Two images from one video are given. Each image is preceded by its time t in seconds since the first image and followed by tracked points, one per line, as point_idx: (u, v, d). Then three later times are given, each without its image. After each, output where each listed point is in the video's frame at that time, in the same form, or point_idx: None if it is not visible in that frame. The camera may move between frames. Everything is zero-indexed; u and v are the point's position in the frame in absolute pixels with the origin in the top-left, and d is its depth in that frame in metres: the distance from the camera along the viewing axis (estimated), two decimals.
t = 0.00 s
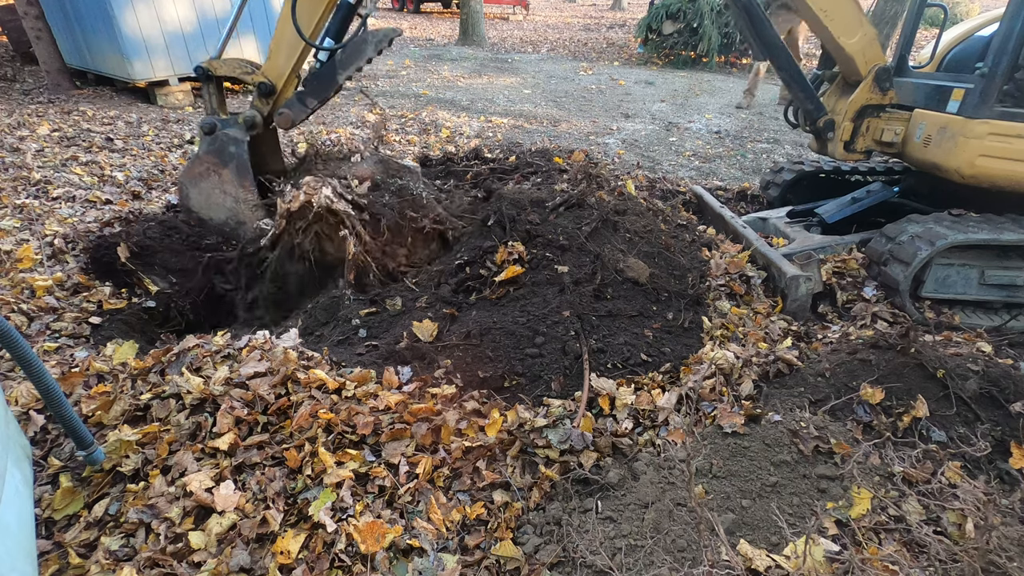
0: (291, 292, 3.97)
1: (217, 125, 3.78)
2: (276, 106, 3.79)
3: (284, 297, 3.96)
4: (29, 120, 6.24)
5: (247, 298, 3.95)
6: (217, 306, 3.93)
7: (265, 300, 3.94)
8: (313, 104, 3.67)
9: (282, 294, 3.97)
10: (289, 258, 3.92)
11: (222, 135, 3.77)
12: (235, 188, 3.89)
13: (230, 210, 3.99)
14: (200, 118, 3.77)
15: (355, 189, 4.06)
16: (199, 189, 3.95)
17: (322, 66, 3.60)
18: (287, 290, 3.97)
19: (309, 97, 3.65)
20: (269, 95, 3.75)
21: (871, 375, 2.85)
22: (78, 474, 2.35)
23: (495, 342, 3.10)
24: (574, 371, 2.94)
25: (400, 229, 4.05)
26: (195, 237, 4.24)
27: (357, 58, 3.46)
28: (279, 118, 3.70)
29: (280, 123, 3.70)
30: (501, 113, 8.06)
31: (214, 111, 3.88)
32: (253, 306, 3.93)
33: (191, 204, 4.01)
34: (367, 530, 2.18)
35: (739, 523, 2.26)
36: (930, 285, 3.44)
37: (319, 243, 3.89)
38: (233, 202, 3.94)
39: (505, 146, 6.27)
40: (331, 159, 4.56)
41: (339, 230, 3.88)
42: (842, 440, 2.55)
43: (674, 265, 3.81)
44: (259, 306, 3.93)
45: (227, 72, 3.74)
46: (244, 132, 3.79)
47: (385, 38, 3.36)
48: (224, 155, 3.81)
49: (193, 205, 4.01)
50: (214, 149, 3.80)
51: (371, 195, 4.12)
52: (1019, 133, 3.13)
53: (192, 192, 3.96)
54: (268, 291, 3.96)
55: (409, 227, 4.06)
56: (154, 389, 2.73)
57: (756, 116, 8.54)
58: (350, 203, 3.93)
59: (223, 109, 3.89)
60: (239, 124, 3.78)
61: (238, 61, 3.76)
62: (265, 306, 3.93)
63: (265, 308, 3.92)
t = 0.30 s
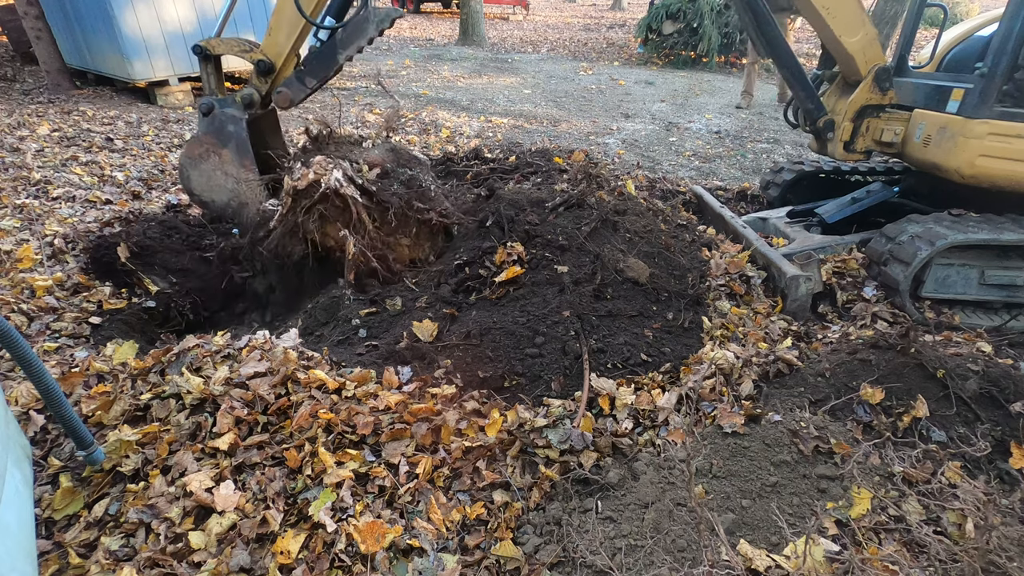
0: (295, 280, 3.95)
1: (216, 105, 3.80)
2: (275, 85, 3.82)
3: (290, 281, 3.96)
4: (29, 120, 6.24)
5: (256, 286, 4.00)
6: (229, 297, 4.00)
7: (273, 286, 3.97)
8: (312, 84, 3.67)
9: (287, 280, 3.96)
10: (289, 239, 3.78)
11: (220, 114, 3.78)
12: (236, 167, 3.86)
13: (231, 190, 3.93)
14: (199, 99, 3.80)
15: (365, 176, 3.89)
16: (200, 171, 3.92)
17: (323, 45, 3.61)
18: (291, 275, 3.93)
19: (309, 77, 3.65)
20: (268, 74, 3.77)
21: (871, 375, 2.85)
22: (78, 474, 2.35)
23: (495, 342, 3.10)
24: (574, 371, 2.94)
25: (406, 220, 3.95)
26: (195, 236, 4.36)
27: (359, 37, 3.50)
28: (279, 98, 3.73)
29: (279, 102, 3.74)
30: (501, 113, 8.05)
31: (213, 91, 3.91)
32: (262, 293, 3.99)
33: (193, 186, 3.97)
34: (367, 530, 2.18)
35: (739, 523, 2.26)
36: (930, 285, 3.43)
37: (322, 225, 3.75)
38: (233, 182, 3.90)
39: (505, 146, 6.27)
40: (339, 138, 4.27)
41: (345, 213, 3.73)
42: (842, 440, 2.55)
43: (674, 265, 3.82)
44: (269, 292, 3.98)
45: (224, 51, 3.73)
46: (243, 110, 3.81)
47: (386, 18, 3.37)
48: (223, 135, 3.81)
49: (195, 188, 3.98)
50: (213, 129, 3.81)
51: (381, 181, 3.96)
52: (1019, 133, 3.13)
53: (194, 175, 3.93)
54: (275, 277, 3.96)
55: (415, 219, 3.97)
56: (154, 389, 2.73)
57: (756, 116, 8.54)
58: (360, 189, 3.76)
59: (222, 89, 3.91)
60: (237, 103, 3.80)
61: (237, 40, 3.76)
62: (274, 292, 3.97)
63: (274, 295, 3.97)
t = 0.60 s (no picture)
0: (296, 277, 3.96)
1: (216, 101, 3.76)
2: (275, 81, 3.81)
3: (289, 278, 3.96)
4: (29, 120, 6.24)
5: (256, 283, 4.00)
6: (228, 296, 3.99)
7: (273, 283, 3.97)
8: (313, 80, 3.67)
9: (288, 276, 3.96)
10: (290, 236, 3.80)
11: (220, 109, 3.75)
12: (237, 163, 3.82)
13: (231, 187, 3.87)
14: (199, 95, 3.76)
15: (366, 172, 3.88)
16: (199, 166, 3.83)
17: (323, 41, 3.60)
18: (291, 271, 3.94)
19: (309, 73, 3.65)
20: (268, 69, 3.77)
21: (871, 375, 2.85)
22: (78, 474, 2.35)
23: (495, 342, 3.10)
24: (574, 371, 2.94)
25: (406, 219, 3.95)
26: (195, 236, 4.36)
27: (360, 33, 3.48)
28: (279, 94, 3.69)
29: (278, 98, 3.70)
30: (501, 112, 8.05)
31: (213, 87, 3.90)
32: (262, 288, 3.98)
33: (191, 182, 3.86)
34: (367, 530, 2.18)
35: (739, 523, 2.26)
36: (929, 285, 3.43)
37: (323, 223, 3.75)
38: (234, 178, 3.85)
39: (505, 146, 6.27)
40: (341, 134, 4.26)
41: (346, 210, 3.74)
42: (842, 440, 2.55)
43: (674, 266, 3.82)
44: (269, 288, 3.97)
45: (225, 46, 3.75)
46: (243, 106, 3.80)
47: (387, 14, 3.36)
48: (223, 131, 3.78)
49: (194, 184, 3.87)
50: (213, 125, 3.76)
51: (381, 179, 3.96)
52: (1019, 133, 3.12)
53: (193, 171, 3.84)
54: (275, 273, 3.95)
55: (416, 216, 3.97)
56: (154, 389, 2.73)
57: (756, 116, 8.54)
58: (361, 187, 3.77)
59: (222, 85, 3.91)
60: (237, 98, 3.78)
61: (238, 36, 3.77)
62: (274, 289, 3.96)
63: (275, 291, 3.97)
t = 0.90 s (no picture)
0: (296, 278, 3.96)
1: (216, 100, 3.77)
2: (275, 81, 3.81)
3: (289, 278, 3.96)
4: (29, 120, 6.24)
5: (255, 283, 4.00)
6: (228, 296, 3.99)
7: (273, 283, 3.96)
8: (313, 80, 3.67)
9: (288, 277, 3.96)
10: (290, 236, 3.81)
11: (220, 109, 3.76)
12: (237, 163, 3.82)
13: (231, 187, 3.87)
14: (199, 95, 3.76)
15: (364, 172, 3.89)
16: (199, 166, 3.82)
17: (323, 40, 3.61)
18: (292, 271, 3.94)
19: (310, 73, 3.65)
20: (268, 69, 3.77)
21: (871, 375, 2.85)
22: (78, 474, 2.35)
23: (495, 342, 3.10)
24: (574, 371, 2.94)
25: (406, 219, 3.96)
26: (195, 236, 4.36)
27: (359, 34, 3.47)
28: (279, 93, 3.69)
29: (279, 98, 3.70)
30: (501, 113, 8.05)
31: (213, 87, 3.89)
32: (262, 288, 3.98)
33: (191, 182, 3.86)
34: (367, 530, 2.18)
35: (739, 523, 2.27)
36: (930, 284, 3.43)
37: (323, 223, 3.77)
38: (234, 178, 3.85)
39: (505, 146, 6.26)
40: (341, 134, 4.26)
41: (346, 210, 3.76)
42: (842, 440, 2.55)
43: (674, 266, 3.82)
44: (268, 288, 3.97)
45: (225, 46, 3.75)
46: (243, 106, 3.80)
47: (387, 14, 3.37)
48: (224, 130, 3.78)
49: (195, 185, 3.86)
50: (213, 125, 3.77)
51: (380, 179, 3.98)
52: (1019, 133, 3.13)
53: (193, 172, 3.83)
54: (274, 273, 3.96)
55: (416, 216, 3.97)
56: (154, 389, 2.73)
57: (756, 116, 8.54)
58: (360, 187, 3.78)
59: (222, 85, 3.90)
60: (237, 98, 3.79)
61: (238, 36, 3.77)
62: (274, 289, 3.96)
63: (275, 291, 3.96)
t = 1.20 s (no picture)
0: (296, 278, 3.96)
1: (216, 101, 3.75)
2: (275, 81, 3.82)
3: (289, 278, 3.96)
4: (29, 120, 6.24)
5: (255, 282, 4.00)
6: (228, 295, 4.00)
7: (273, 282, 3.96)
8: (318, 93, 3.71)
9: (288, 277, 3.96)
10: (290, 236, 3.82)
11: (220, 109, 3.74)
12: (237, 164, 3.82)
13: (231, 187, 3.87)
14: (198, 95, 3.75)
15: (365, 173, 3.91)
16: (200, 167, 3.82)
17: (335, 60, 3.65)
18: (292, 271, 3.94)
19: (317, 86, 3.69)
20: (268, 69, 3.77)
21: (871, 375, 2.85)
22: (78, 474, 2.35)
23: (495, 342, 3.10)
24: (574, 371, 2.94)
25: (406, 219, 3.97)
26: (195, 236, 4.36)
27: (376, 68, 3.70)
28: (279, 93, 3.68)
29: (278, 98, 3.69)
30: (501, 113, 8.06)
31: (212, 87, 3.89)
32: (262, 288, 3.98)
33: (192, 183, 3.86)
34: (367, 530, 2.18)
35: (739, 523, 2.26)
36: (930, 284, 3.43)
37: (323, 222, 3.77)
38: (235, 178, 3.85)
39: (505, 146, 6.27)
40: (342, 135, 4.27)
41: (346, 209, 3.76)
42: (842, 440, 2.55)
43: (674, 266, 3.82)
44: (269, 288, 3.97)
45: (225, 46, 3.76)
46: (243, 106, 3.79)
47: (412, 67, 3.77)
48: (223, 131, 3.76)
49: (195, 185, 3.87)
50: (213, 125, 3.75)
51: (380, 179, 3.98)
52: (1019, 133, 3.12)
53: (193, 173, 3.84)
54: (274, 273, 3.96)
55: (416, 216, 3.97)
56: (154, 389, 2.73)
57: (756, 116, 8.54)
58: (360, 187, 3.79)
59: (221, 86, 3.90)
60: (237, 98, 3.78)
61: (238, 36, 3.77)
62: (275, 289, 3.95)
63: (275, 291, 3.96)
